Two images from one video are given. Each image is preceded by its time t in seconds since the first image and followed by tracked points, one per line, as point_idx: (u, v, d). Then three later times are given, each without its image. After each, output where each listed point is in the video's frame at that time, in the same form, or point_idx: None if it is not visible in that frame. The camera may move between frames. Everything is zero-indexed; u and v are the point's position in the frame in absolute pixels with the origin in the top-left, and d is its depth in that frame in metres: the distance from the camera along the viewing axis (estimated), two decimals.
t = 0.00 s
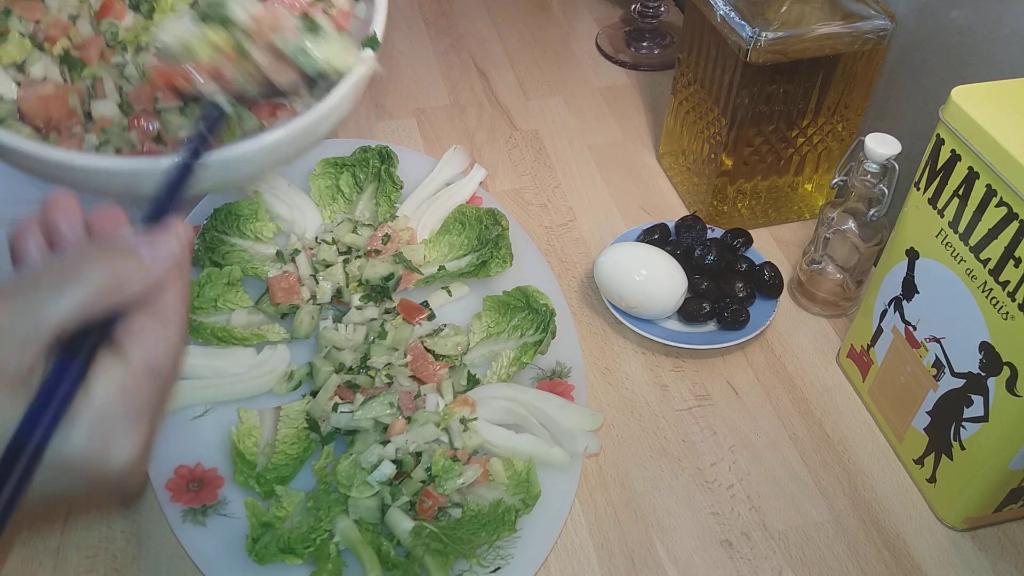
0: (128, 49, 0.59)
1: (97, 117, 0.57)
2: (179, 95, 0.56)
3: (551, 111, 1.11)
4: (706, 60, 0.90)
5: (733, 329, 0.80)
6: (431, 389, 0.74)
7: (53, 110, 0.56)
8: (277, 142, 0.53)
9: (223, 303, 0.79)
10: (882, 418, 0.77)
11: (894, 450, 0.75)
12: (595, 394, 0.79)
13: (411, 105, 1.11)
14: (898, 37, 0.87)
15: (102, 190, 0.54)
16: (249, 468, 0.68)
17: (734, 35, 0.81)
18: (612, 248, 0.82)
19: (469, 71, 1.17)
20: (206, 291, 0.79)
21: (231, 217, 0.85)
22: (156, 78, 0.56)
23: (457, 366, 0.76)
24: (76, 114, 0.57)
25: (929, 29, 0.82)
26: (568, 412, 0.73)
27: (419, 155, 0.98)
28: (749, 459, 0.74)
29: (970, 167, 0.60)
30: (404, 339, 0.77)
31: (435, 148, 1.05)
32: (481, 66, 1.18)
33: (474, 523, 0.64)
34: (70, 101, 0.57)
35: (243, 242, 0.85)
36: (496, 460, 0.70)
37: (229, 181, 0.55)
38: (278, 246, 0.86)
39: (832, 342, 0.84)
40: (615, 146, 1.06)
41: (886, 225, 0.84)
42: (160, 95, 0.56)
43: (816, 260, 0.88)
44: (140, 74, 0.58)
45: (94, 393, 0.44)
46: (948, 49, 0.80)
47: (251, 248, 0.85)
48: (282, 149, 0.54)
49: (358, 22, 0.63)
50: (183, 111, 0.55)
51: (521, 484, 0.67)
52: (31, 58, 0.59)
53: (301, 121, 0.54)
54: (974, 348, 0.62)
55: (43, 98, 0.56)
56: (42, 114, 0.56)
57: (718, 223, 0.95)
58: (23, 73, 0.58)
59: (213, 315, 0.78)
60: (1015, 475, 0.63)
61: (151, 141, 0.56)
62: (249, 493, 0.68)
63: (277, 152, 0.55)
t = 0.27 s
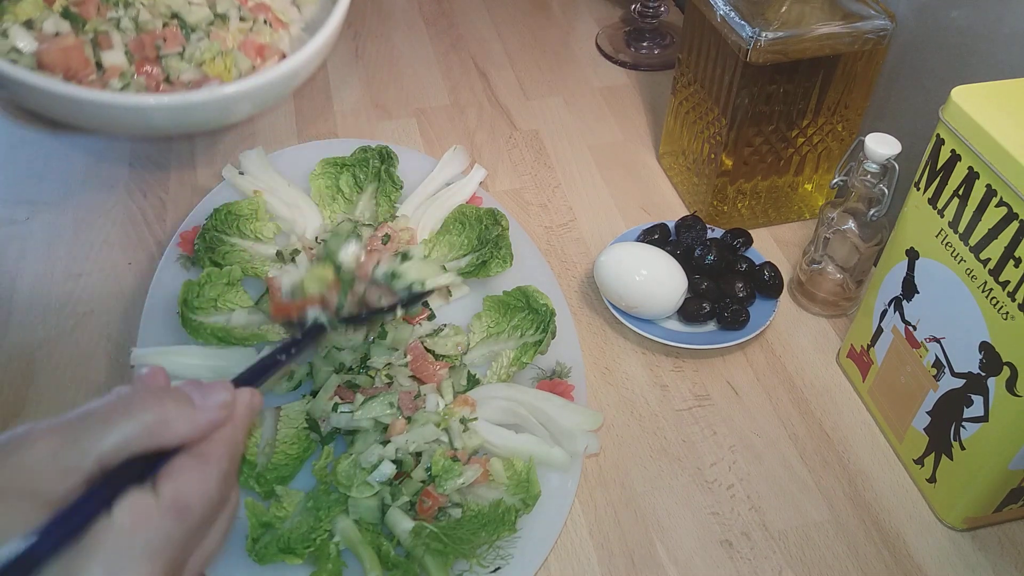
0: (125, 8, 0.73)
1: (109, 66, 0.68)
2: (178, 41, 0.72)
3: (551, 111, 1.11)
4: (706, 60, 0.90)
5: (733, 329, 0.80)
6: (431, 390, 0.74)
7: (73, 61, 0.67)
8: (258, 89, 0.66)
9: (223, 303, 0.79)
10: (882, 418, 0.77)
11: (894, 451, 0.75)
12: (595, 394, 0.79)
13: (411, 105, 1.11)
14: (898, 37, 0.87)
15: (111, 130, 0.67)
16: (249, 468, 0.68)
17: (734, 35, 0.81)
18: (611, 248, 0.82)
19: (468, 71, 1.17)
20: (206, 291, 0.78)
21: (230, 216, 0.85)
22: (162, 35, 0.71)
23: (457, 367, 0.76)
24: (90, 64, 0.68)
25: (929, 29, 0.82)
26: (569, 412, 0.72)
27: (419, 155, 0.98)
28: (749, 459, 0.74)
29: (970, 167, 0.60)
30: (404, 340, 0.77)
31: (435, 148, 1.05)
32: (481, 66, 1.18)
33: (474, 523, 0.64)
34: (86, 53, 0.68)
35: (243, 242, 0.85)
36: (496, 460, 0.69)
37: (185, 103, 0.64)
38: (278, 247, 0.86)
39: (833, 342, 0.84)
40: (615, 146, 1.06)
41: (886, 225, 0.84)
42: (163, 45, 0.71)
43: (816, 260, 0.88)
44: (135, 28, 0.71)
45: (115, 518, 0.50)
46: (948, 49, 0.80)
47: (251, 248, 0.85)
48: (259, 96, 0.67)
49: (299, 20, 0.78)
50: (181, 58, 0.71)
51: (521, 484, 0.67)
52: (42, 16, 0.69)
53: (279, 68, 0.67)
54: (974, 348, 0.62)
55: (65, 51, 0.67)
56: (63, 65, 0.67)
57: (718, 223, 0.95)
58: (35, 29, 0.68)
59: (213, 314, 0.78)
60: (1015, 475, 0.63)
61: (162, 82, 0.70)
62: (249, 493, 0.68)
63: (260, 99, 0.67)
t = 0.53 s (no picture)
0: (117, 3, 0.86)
1: (102, 47, 0.82)
2: (170, 24, 0.86)
3: (551, 111, 1.11)
4: (705, 60, 0.91)
5: (733, 329, 0.80)
6: (431, 390, 0.74)
7: (66, 41, 0.80)
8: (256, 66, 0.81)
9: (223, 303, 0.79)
10: (882, 418, 0.77)
11: (895, 451, 0.75)
12: (596, 394, 0.79)
13: (411, 105, 1.11)
14: (898, 37, 0.87)
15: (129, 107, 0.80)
16: (249, 468, 0.68)
17: (734, 35, 0.81)
18: (611, 248, 0.82)
19: (468, 70, 1.17)
20: (206, 291, 0.79)
21: (230, 216, 0.85)
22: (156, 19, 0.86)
23: (458, 367, 0.76)
24: (84, 44, 0.81)
25: (929, 29, 0.82)
26: (568, 412, 0.73)
27: (419, 155, 0.98)
28: (749, 459, 0.74)
29: (970, 167, 0.60)
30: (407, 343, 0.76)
31: (435, 149, 1.05)
32: (481, 66, 1.18)
33: (474, 523, 0.64)
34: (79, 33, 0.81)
35: (243, 242, 0.85)
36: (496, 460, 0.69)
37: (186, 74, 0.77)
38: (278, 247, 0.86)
39: (833, 342, 0.84)
40: (615, 146, 1.06)
41: (886, 225, 0.84)
42: (155, 27, 0.85)
43: (816, 260, 0.88)
44: (127, 12, 0.86)
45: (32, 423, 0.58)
46: (948, 49, 0.80)
47: (250, 248, 0.85)
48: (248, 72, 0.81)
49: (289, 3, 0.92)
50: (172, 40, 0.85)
51: (521, 484, 0.67)
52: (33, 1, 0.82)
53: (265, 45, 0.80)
54: (973, 348, 0.63)
55: (58, 32, 0.80)
56: (58, 43, 0.80)
57: (718, 223, 0.95)
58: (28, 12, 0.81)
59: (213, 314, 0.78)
60: (1016, 475, 0.63)
61: (154, 61, 0.84)
62: (249, 493, 0.68)
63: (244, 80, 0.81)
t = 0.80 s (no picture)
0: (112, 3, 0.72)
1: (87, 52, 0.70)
2: (163, 30, 0.72)
3: (551, 111, 1.11)
4: (705, 61, 0.91)
5: (733, 329, 0.80)
6: (431, 390, 0.73)
7: (50, 44, 0.68)
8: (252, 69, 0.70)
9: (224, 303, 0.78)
10: (882, 418, 0.77)
11: (895, 451, 0.75)
12: (595, 394, 0.79)
13: (411, 105, 1.11)
14: (898, 37, 0.87)
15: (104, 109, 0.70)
16: (249, 468, 0.69)
17: (734, 35, 0.81)
18: (611, 248, 0.82)
19: (468, 70, 1.17)
20: (206, 291, 0.79)
21: (230, 216, 0.85)
22: (147, 24, 0.72)
23: (458, 367, 0.76)
24: (70, 48, 0.69)
25: (929, 29, 0.82)
26: (568, 412, 0.73)
27: (419, 155, 0.98)
28: (749, 459, 0.74)
29: (970, 167, 0.60)
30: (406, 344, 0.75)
31: (435, 149, 1.05)
32: (481, 66, 1.18)
33: (474, 522, 0.64)
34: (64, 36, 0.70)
35: (243, 242, 0.85)
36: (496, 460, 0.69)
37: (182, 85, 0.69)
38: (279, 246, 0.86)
39: (833, 342, 0.84)
40: (615, 146, 1.06)
41: (886, 225, 0.84)
42: (147, 34, 0.72)
43: (816, 260, 0.88)
44: (123, 19, 0.72)
45: None
46: (948, 49, 0.80)
47: (251, 248, 0.85)
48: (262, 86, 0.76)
49: (286, 11, 0.79)
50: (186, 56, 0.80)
51: (521, 484, 0.67)
52: (23, 3, 0.72)
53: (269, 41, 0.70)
54: (973, 348, 0.63)
55: (41, 33, 0.68)
56: (41, 46, 0.68)
57: (718, 223, 0.95)
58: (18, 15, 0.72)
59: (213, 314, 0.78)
60: (1015, 475, 0.63)
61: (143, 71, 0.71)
62: (249, 492, 0.69)
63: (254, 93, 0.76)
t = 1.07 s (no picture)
0: (119, 24, 0.67)
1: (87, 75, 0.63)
2: (165, 50, 0.66)
3: (551, 111, 1.11)
4: (705, 61, 0.91)
5: (733, 329, 0.80)
6: (431, 390, 0.73)
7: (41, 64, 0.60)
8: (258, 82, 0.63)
9: (223, 303, 0.78)
10: (881, 417, 0.77)
11: (894, 451, 0.75)
12: (595, 394, 0.79)
13: (411, 105, 1.11)
14: (898, 37, 0.87)
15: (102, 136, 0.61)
16: (249, 468, 0.68)
17: (734, 35, 0.81)
18: (612, 248, 0.82)
19: (468, 70, 1.17)
20: (206, 291, 0.79)
21: (231, 216, 0.85)
22: (148, 44, 0.66)
23: (458, 367, 0.76)
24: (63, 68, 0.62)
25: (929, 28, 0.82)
26: (569, 412, 0.72)
27: (420, 155, 0.98)
28: (749, 459, 0.74)
29: (970, 167, 0.60)
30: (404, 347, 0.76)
31: (435, 149, 1.05)
32: (481, 66, 1.18)
33: (474, 523, 0.64)
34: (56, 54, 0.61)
35: (243, 242, 0.85)
36: (496, 460, 0.69)
37: (174, 95, 0.59)
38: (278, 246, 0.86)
39: (832, 342, 0.85)
40: (615, 146, 1.06)
41: (886, 225, 0.84)
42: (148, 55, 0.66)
43: (816, 260, 0.88)
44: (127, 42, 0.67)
45: None
46: (948, 49, 0.80)
47: (250, 248, 0.85)
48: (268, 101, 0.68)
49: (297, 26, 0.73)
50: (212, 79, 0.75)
51: (521, 484, 0.67)
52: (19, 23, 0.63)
53: (281, 43, 0.61)
54: (973, 348, 0.63)
55: (30, 54, 0.60)
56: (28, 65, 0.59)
57: (719, 223, 0.95)
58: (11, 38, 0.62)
59: (213, 314, 0.78)
60: (1015, 475, 0.63)
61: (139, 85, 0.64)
62: (249, 493, 0.68)
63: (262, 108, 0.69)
